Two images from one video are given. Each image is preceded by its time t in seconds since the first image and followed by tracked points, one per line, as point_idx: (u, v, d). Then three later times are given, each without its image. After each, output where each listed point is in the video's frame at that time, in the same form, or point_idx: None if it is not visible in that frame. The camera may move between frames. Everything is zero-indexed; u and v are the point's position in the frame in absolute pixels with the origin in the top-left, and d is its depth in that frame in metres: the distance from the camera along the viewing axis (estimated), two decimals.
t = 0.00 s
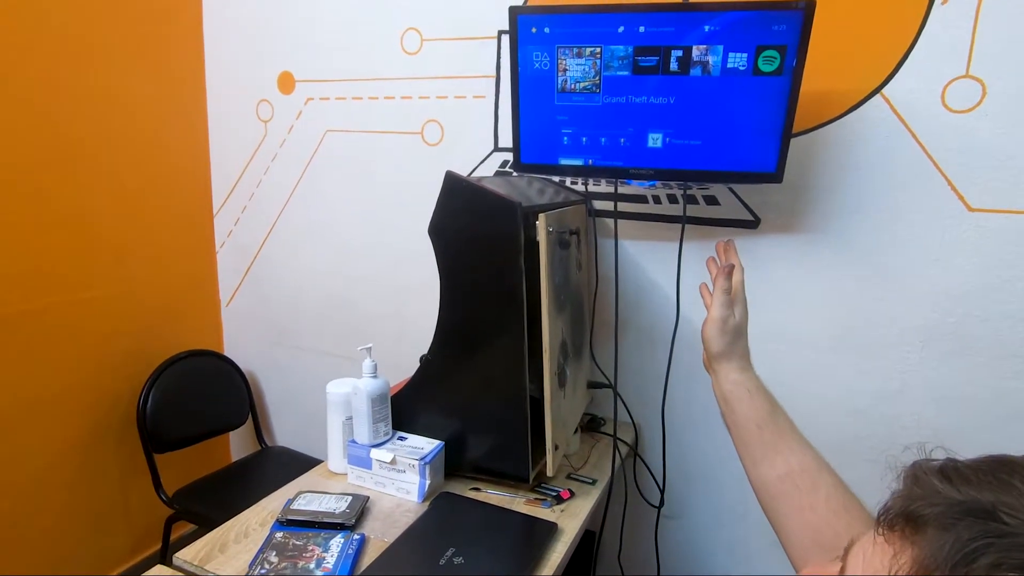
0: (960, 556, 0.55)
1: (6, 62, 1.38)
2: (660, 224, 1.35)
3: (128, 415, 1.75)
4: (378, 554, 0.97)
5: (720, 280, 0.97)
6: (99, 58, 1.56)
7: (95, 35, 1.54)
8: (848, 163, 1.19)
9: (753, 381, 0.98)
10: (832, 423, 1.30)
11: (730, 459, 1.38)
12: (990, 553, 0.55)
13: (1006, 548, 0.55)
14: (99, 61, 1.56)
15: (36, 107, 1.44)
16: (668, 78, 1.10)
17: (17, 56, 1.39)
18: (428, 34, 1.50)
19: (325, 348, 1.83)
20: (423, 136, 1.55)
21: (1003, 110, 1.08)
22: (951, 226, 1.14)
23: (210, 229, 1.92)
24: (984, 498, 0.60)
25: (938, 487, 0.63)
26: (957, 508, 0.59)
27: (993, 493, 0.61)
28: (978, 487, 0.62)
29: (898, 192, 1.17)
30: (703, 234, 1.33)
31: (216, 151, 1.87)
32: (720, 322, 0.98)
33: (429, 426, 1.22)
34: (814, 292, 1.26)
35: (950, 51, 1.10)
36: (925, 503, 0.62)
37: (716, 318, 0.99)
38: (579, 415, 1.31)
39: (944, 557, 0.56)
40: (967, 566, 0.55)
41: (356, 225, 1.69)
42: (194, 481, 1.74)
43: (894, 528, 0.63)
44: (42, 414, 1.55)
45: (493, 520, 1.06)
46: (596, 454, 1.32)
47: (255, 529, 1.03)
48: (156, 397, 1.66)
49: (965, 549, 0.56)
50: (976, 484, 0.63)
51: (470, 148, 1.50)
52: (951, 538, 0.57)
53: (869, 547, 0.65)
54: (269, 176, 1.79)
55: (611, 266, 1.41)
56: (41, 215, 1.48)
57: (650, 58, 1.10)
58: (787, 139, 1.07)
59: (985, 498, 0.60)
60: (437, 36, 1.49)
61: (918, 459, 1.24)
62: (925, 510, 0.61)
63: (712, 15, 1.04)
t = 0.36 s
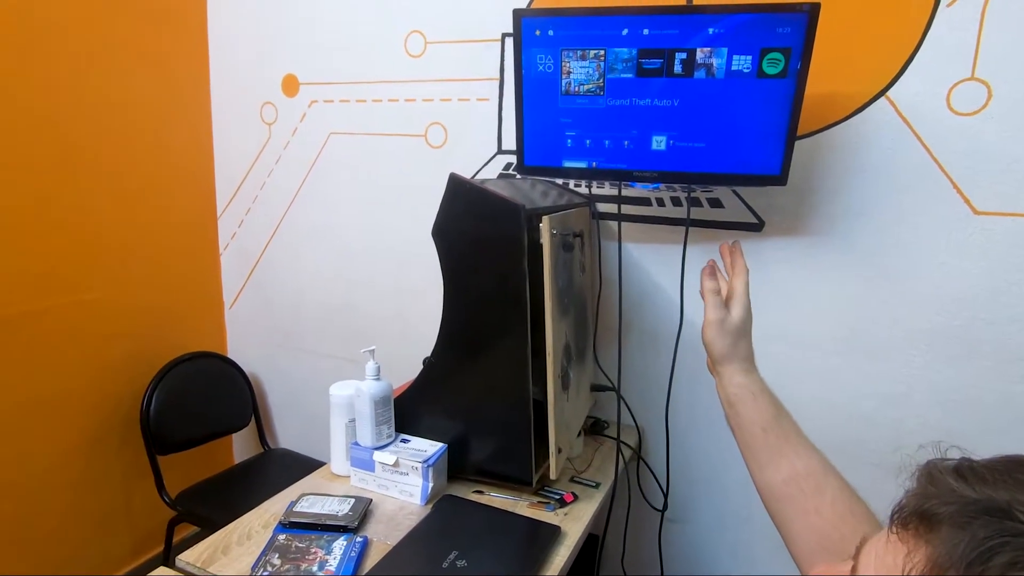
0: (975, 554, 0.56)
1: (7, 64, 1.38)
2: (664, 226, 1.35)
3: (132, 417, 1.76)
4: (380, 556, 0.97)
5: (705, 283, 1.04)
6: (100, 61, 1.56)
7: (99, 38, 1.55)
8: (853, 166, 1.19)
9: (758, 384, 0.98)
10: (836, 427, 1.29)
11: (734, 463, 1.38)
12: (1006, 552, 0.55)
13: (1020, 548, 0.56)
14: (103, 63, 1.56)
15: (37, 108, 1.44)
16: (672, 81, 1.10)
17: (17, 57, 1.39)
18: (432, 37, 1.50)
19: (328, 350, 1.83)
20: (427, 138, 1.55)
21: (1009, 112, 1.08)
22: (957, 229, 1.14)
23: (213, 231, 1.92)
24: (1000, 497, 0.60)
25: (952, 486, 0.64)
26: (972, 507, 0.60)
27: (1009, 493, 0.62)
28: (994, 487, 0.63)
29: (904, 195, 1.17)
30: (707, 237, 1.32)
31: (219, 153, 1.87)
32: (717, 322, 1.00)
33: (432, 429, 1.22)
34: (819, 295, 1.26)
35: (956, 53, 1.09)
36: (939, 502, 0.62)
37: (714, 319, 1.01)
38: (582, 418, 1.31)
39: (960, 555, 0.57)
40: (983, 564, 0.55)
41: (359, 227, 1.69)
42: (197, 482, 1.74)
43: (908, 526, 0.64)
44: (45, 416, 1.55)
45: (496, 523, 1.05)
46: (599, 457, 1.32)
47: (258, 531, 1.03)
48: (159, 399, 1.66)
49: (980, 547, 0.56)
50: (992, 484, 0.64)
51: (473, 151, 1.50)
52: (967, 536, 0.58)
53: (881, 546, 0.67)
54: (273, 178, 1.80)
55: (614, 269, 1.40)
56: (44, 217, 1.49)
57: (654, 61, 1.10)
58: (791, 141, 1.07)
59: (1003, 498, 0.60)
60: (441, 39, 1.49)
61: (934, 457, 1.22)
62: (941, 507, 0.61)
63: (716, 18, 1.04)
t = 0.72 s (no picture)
0: (974, 553, 0.59)
1: (14, 65, 1.38)
2: (668, 229, 1.35)
3: (136, 418, 1.76)
4: (383, 558, 0.97)
5: (683, 292, 0.92)
6: (104, 62, 1.56)
7: (105, 40, 1.55)
8: (857, 168, 1.19)
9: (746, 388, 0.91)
10: (841, 430, 1.29)
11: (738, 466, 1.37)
12: (1004, 550, 0.58)
13: (1019, 546, 0.59)
14: (109, 65, 1.57)
15: (40, 110, 1.44)
16: (676, 83, 1.10)
17: (22, 58, 1.39)
18: (437, 39, 1.50)
19: (331, 351, 1.84)
20: (431, 140, 1.55)
21: (1014, 114, 1.07)
22: (962, 232, 1.13)
23: (217, 233, 1.93)
24: (997, 496, 0.63)
25: (949, 486, 0.66)
26: (971, 507, 0.62)
27: (1006, 493, 0.63)
28: (991, 486, 0.64)
29: (908, 197, 1.16)
30: (711, 239, 1.32)
31: (224, 155, 1.88)
32: (699, 336, 0.91)
33: (434, 430, 1.22)
34: (824, 298, 1.25)
35: (961, 55, 1.09)
36: (937, 502, 0.64)
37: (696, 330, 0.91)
38: (585, 421, 1.31)
39: (960, 554, 0.59)
40: (982, 562, 0.58)
41: (363, 229, 1.70)
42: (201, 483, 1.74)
43: (907, 528, 0.66)
44: (50, 416, 1.56)
45: (499, 526, 1.05)
46: (602, 460, 1.31)
47: (261, 532, 1.03)
48: (163, 401, 1.66)
49: (979, 545, 0.59)
50: (990, 485, 0.65)
51: (477, 153, 1.50)
52: (965, 536, 0.60)
53: (882, 547, 0.70)
54: (277, 180, 1.80)
55: (618, 271, 1.40)
56: (49, 218, 1.49)
57: (659, 62, 1.10)
58: (796, 144, 1.07)
59: (1001, 497, 0.62)
60: (445, 41, 1.49)
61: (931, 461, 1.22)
62: (939, 508, 0.64)
63: (720, 20, 1.04)
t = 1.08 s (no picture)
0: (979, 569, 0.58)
1: (15, 66, 1.39)
2: (671, 231, 1.35)
3: (141, 418, 1.77)
4: (384, 559, 0.97)
5: (645, 297, 0.87)
6: (110, 64, 1.57)
7: (110, 41, 1.56)
8: (861, 171, 1.18)
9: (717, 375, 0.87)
10: (844, 434, 1.28)
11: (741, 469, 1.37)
12: (1010, 565, 0.57)
13: None
14: (115, 67, 1.58)
15: (43, 111, 1.45)
16: (678, 85, 1.10)
17: (27, 60, 1.41)
18: (441, 41, 1.50)
19: (335, 352, 1.84)
20: (434, 142, 1.56)
21: (1019, 117, 1.06)
22: (967, 235, 1.13)
23: (222, 234, 1.94)
24: (1002, 510, 0.62)
25: (953, 500, 0.66)
26: (974, 521, 0.62)
27: (1010, 506, 0.63)
28: (995, 498, 0.65)
29: (911, 201, 1.16)
30: (714, 241, 1.32)
31: (228, 156, 1.89)
32: (667, 338, 0.87)
33: (437, 432, 1.22)
34: (828, 302, 1.25)
35: (967, 57, 1.09)
36: (941, 517, 0.65)
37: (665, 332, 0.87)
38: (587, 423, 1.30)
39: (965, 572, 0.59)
40: None
41: (367, 231, 1.70)
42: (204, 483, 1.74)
43: (914, 545, 0.66)
44: (55, 415, 1.56)
45: (501, 527, 1.05)
46: (605, 462, 1.31)
47: (263, 532, 1.03)
48: (167, 401, 1.67)
49: (984, 561, 0.59)
50: (994, 498, 0.65)
51: (480, 155, 1.51)
52: (969, 552, 0.60)
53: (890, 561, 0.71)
54: (281, 182, 1.81)
55: (620, 273, 1.40)
56: (54, 218, 1.50)
57: (661, 65, 1.10)
58: (799, 146, 1.07)
59: (1004, 511, 0.62)
60: (449, 43, 1.50)
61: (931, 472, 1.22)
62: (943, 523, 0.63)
63: (723, 22, 1.04)
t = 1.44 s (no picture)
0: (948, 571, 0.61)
1: (21, 70, 1.40)
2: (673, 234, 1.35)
3: (145, 418, 1.78)
4: (385, 559, 0.97)
5: (632, 281, 0.93)
6: (116, 66, 1.58)
7: (117, 44, 1.58)
8: (864, 175, 1.18)
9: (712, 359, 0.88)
10: (846, 438, 1.28)
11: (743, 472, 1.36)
12: (976, 567, 0.61)
13: (990, 563, 0.61)
14: (122, 69, 1.60)
15: (49, 112, 1.46)
16: (681, 88, 1.10)
17: (36, 63, 1.42)
18: (445, 44, 1.51)
19: (338, 354, 1.85)
20: (438, 144, 1.57)
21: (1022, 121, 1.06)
22: (970, 238, 1.13)
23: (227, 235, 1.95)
24: (968, 515, 0.66)
25: (922, 504, 0.69)
26: (943, 525, 0.65)
27: (976, 510, 0.67)
28: (961, 503, 0.68)
29: (914, 204, 1.16)
30: (716, 244, 1.32)
31: (233, 158, 1.90)
32: (658, 317, 0.91)
33: (439, 433, 1.22)
34: (830, 305, 1.25)
35: (970, 61, 1.09)
36: (910, 521, 0.68)
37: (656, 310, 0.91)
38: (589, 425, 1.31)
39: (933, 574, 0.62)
40: None
41: (371, 233, 1.71)
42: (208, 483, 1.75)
43: (881, 547, 0.69)
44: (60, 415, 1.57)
45: (502, 528, 1.05)
46: (607, 464, 1.31)
47: (265, 532, 1.04)
48: (171, 402, 1.68)
49: (953, 563, 0.62)
50: (961, 502, 0.69)
51: (483, 157, 1.51)
52: (938, 554, 0.63)
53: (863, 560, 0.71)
54: (286, 183, 1.82)
55: (622, 274, 1.40)
56: (60, 219, 1.51)
57: (664, 68, 1.10)
58: (802, 150, 1.07)
59: (971, 514, 0.66)
60: (453, 46, 1.50)
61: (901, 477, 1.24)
62: (913, 526, 0.67)
63: (726, 26, 1.04)
